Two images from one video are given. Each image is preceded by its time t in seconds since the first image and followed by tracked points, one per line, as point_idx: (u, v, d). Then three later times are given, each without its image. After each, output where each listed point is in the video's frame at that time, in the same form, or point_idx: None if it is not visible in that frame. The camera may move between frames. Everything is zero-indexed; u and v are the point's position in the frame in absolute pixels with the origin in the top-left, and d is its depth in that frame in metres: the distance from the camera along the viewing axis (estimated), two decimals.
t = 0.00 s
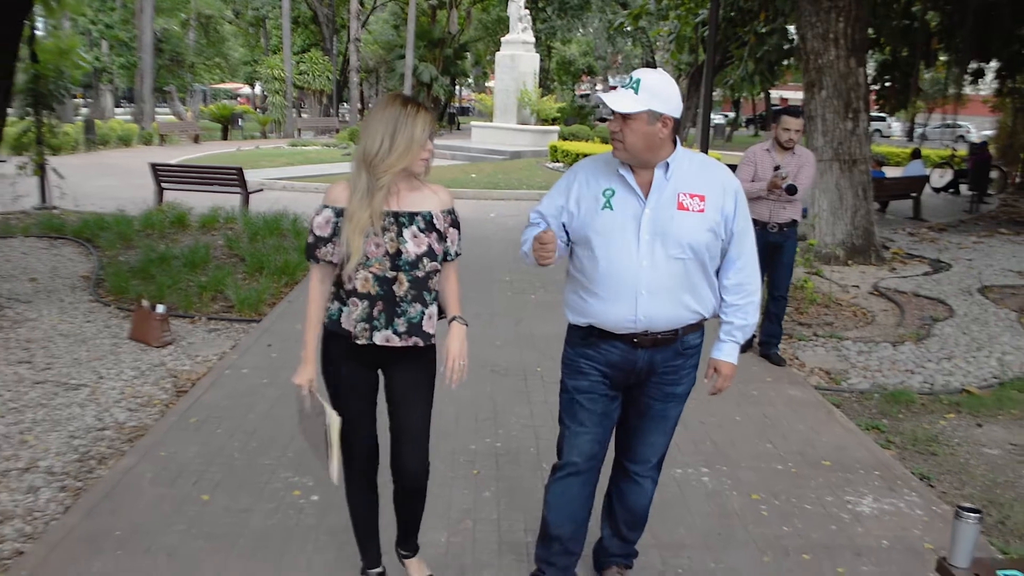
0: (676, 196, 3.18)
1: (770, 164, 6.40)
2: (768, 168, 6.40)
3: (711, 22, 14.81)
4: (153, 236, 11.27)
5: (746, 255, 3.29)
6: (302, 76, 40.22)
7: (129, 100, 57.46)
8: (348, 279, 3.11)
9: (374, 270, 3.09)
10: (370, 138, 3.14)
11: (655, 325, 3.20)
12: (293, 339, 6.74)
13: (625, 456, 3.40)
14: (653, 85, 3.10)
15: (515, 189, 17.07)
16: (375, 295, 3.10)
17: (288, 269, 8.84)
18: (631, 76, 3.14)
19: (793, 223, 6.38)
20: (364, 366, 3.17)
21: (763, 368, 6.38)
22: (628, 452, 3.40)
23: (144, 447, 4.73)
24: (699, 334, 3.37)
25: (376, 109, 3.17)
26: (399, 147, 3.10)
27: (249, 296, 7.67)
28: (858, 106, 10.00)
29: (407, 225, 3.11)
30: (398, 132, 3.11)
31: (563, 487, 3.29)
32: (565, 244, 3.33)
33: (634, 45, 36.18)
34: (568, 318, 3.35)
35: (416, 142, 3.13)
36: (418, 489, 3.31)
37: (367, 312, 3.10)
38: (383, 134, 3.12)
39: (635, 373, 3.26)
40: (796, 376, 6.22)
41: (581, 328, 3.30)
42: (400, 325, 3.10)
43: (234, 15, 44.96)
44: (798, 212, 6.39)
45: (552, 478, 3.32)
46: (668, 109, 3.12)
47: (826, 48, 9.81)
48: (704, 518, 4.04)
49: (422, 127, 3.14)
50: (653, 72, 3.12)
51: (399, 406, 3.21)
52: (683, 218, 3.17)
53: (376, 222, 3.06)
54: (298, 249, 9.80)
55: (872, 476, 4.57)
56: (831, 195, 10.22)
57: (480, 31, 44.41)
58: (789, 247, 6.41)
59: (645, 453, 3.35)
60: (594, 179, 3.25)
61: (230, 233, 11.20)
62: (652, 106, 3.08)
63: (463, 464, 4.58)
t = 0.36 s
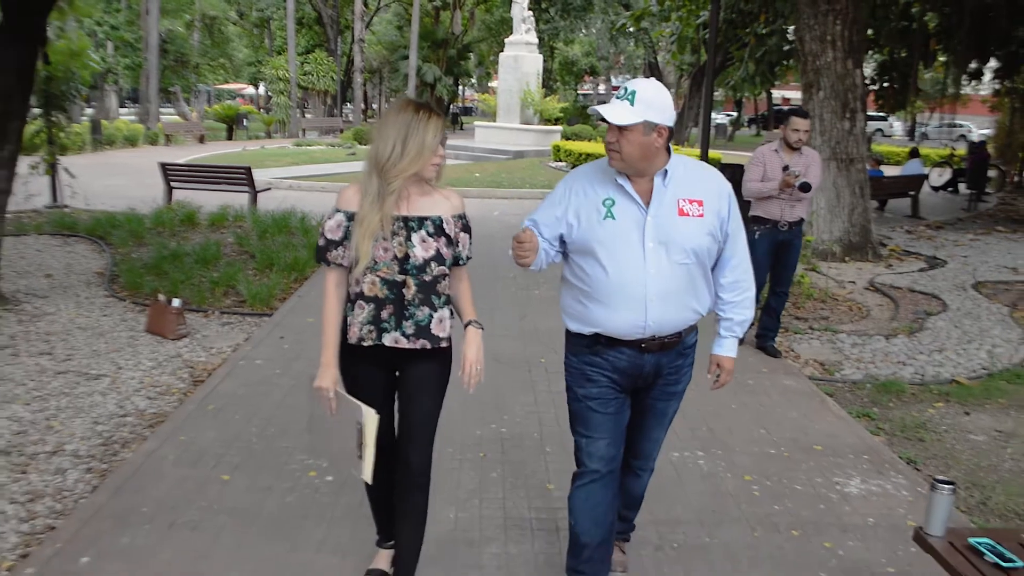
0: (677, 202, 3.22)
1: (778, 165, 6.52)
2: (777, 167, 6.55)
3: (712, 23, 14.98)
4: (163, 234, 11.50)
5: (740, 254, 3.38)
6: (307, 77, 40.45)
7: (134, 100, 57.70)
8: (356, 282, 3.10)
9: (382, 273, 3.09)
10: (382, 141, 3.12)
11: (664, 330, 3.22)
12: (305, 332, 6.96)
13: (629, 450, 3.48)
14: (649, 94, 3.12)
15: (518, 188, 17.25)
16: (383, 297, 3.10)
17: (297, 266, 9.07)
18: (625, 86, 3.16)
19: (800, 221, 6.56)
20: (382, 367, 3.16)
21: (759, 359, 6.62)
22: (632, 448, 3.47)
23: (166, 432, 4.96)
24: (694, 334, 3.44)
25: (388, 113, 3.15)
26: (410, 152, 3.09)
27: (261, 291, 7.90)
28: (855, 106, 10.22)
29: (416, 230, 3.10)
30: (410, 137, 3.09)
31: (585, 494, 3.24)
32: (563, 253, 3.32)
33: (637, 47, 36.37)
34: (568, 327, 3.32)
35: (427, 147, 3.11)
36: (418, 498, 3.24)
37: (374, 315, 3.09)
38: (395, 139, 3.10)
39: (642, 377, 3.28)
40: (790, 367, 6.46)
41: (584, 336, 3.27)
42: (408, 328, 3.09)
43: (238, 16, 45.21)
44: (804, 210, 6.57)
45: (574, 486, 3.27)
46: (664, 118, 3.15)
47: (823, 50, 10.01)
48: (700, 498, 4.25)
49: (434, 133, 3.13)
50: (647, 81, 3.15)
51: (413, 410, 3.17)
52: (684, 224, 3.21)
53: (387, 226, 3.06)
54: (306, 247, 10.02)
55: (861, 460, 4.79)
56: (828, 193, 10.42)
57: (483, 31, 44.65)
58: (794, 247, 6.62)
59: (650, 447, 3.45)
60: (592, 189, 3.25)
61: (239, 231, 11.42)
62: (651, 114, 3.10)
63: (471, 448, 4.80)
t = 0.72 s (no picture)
0: (651, 194, 3.25)
1: (779, 167, 6.62)
2: (778, 169, 6.65)
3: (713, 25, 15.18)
4: (175, 232, 11.74)
5: (718, 240, 3.41)
6: (313, 78, 40.73)
7: (140, 99, 57.94)
8: (369, 277, 3.18)
9: (393, 268, 3.15)
10: (395, 138, 3.22)
11: (650, 323, 3.23)
12: (314, 326, 7.18)
13: (641, 457, 3.38)
14: (612, 89, 3.16)
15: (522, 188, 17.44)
16: (396, 293, 3.16)
17: (306, 262, 9.29)
18: (588, 83, 3.20)
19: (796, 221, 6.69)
20: (399, 366, 3.22)
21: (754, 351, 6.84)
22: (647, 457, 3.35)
23: (185, 418, 5.18)
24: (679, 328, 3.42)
25: (403, 110, 3.24)
26: (419, 149, 3.16)
27: (272, 287, 8.12)
28: (852, 108, 10.40)
29: (429, 226, 3.16)
30: (419, 135, 3.17)
31: (576, 492, 3.31)
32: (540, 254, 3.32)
33: (641, 48, 36.56)
34: (553, 329, 3.32)
35: (436, 143, 3.17)
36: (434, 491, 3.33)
37: (387, 309, 3.15)
38: (406, 135, 3.19)
39: (632, 376, 3.27)
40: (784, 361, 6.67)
41: (571, 336, 3.28)
42: (421, 324, 3.14)
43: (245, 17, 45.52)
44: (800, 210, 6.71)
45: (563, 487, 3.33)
46: (630, 111, 3.19)
47: (820, 52, 10.24)
48: (695, 481, 4.46)
49: (443, 130, 3.18)
50: (610, 76, 3.19)
51: (433, 402, 3.25)
52: (661, 215, 3.24)
53: (398, 221, 3.14)
54: (315, 245, 10.24)
55: (851, 447, 4.98)
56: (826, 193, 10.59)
57: (487, 33, 44.90)
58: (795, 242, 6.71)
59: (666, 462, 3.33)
60: (565, 187, 3.27)
61: (248, 229, 11.64)
62: (615, 107, 3.14)
63: (474, 434, 5.01)
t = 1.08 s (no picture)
0: (639, 196, 3.28)
1: (778, 168, 6.73)
2: (778, 172, 6.73)
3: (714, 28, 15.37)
4: (184, 230, 11.97)
5: (713, 244, 3.39)
6: (318, 79, 40.96)
7: (146, 99, 58.23)
8: (383, 276, 3.28)
9: (406, 268, 3.26)
10: (407, 141, 3.32)
11: (636, 324, 3.27)
12: (323, 320, 7.40)
13: (633, 464, 3.34)
14: (603, 92, 3.21)
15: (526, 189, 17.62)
16: (409, 292, 3.26)
17: (315, 259, 9.51)
18: (579, 85, 3.26)
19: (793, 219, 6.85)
20: (404, 361, 3.30)
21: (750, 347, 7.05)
22: (638, 461, 3.32)
23: (201, 406, 5.40)
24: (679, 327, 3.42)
25: (415, 111, 3.35)
26: (432, 151, 3.27)
27: (282, 283, 8.34)
28: (850, 110, 10.58)
29: (441, 227, 3.27)
30: (432, 138, 3.29)
31: (575, 481, 3.48)
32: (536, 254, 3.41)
33: (645, 50, 36.74)
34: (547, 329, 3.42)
35: (447, 145, 3.29)
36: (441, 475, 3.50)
37: (400, 308, 3.24)
38: (418, 137, 3.30)
39: (624, 376, 3.32)
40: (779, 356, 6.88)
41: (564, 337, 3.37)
42: (434, 322, 3.25)
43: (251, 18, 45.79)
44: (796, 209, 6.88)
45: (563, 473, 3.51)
46: (620, 112, 3.24)
47: (818, 55, 10.44)
48: (690, 467, 4.66)
49: (454, 131, 3.30)
50: (603, 78, 3.24)
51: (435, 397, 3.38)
52: (648, 218, 3.27)
53: (412, 222, 3.24)
54: (323, 243, 10.46)
55: (841, 436, 5.18)
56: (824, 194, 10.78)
57: (492, 35, 45.12)
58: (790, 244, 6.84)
59: (655, 464, 3.29)
60: (557, 190, 3.34)
61: (257, 228, 11.85)
62: (605, 110, 3.19)
63: (479, 422, 5.22)
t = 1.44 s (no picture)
0: (672, 211, 3.25)
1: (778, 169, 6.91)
2: (776, 172, 6.91)
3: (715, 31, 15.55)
4: (192, 227, 12.19)
5: (742, 268, 3.36)
6: (322, 79, 41.20)
7: (150, 99, 58.54)
8: (389, 278, 3.42)
9: (411, 268, 3.39)
10: (408, 144, 3.46)
11: (652, 339, 3.25)
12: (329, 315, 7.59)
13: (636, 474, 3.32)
14: (654, 98, 3.17)
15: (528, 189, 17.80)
16: (414, 292, 3.40)
17: (321, 256, 9.71)
18: (631, 89, 3.22)
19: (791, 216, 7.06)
20: (407, 362, 3.46)
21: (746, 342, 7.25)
22: (642, 473, 3.29)
23: (213, 395, 5.59)
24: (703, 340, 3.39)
25: (416, 115, 3.50)
26: (433, 152, 3.41)
27: (290, 279, 8.53)
28: (848, 112, 10.76)
29: (445, 227, 3.41)
30: (433, 139, 3.42)
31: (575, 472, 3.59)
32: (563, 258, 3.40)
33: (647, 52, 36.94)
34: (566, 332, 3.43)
35: (448, 147, 3.42)
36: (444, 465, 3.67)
37: (405, 309, 3.39)
38: (420, 139, 3.44)
39: (636, 385, 3.32)
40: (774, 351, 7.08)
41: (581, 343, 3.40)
42: (439, 320, 3.40)
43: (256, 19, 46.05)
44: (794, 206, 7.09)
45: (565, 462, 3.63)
46: (670, 120, 3.20)
47: (817, 59, 10.61)
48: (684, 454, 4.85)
49: (456, 132, 3.45)
50: (654, 86, 3.20)
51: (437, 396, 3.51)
52: (677, 233, 3.24)
53: (416, 223, 3.38)
54: (328, 240, 10.66)
55: (831, 426, 5.37)
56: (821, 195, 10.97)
57: (496, 36, 45.32)
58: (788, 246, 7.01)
59: (659, 477, 3.25)
60: (591, 195, 3.32)
61: (264, 225, 12.06)
62: (657, 117, 3.15)
63: (482, 412, 5.41)
